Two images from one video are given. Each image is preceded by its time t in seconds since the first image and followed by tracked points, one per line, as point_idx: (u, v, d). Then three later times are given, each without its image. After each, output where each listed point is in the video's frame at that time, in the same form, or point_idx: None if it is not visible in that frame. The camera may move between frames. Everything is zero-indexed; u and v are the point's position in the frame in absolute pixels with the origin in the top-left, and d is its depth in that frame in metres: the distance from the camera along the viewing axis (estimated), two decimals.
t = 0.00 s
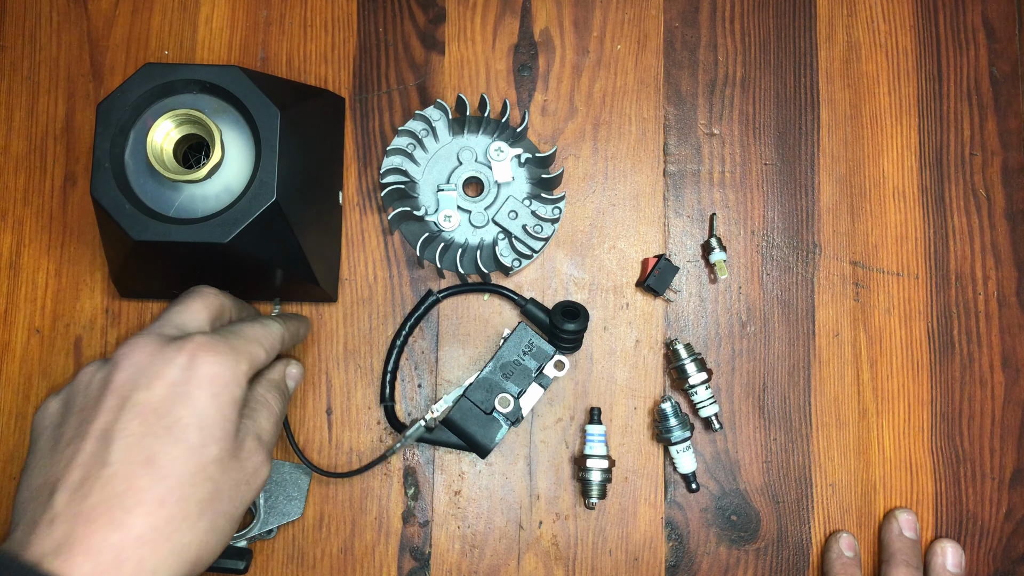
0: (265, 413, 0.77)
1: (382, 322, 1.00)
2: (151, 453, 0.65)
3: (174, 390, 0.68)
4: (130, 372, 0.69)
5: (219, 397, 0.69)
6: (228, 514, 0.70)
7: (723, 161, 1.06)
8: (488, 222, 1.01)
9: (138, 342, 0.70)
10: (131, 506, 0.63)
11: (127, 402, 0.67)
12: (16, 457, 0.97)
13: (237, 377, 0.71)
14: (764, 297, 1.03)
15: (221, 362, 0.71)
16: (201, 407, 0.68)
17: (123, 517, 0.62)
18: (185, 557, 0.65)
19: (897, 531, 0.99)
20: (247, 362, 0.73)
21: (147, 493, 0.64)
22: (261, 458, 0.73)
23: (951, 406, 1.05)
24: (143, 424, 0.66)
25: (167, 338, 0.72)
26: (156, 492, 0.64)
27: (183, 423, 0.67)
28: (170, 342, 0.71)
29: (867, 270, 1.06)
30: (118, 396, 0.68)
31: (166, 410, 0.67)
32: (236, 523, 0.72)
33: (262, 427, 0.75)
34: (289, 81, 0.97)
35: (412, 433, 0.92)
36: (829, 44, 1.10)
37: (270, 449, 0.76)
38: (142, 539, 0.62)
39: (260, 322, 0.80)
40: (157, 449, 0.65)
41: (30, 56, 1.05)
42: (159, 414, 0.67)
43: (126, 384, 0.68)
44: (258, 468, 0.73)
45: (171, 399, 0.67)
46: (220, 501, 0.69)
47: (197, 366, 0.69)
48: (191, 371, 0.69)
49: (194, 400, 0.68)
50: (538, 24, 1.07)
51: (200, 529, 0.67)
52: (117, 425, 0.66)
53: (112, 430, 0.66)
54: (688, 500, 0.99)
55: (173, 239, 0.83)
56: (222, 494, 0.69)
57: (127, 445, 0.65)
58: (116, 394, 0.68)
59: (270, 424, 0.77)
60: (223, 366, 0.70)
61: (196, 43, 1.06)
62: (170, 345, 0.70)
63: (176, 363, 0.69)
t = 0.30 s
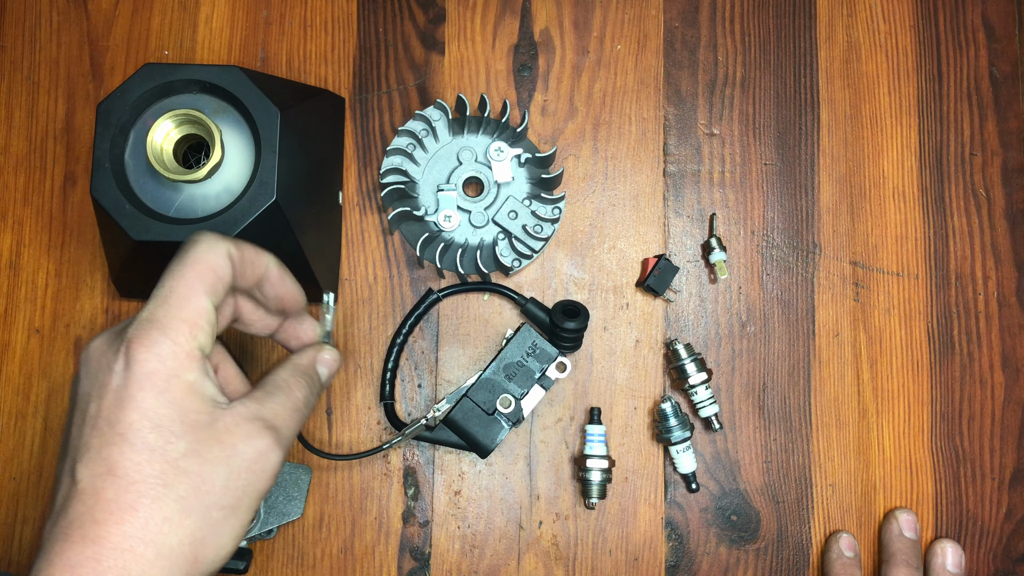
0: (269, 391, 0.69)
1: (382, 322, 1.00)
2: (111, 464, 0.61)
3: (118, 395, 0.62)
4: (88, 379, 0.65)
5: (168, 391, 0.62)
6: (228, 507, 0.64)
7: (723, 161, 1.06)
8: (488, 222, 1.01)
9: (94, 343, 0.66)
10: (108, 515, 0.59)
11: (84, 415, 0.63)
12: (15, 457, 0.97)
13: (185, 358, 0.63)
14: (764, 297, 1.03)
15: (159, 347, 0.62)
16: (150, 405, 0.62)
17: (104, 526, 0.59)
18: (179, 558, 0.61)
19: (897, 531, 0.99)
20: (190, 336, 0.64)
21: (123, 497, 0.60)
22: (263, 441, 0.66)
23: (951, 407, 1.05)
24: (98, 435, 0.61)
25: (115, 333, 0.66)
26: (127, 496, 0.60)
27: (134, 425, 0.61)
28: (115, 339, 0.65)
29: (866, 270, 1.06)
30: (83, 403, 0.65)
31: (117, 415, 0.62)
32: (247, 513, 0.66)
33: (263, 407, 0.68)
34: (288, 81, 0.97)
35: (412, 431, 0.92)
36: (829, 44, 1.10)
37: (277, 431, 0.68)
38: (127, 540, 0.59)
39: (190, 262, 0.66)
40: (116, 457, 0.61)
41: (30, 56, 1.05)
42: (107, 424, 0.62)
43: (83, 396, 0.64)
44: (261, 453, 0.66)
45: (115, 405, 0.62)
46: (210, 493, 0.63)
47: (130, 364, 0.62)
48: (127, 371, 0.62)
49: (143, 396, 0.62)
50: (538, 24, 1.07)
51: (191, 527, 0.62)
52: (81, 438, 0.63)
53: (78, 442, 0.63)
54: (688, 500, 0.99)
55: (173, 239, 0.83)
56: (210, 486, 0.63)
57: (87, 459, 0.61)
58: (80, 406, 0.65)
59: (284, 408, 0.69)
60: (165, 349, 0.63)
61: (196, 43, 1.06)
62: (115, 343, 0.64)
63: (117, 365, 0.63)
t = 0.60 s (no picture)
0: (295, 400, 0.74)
1: (382, 322, 1.00)
2: (140, 453, 0.65)
3: (158, 387, 0.67)
4: (127, 365, 0.69)
5: (204, 390, 0.67)
6: (245, 507, 0.68)
7: (723, 161, 1.06)
8: (488, 222, 1.01)
9: (135, 335, 0.71)
10: (133, 503, 0.64)
11: (119, 401, 0.68)
12: (16, 457, 0.97)
13: (225, 362, 0.68)
14: (764, 297, 1.03)
15: (204, 349, 0.67)
16: (184, 402, 0.66)
17: (128, 515, 0.63)
18: (194, 551, 0.65)
19: (897, 531, 0.99)
20: (234, 341, 0.69)
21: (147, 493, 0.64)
22: (286, 445, 0.70)
23: (951, 406, 1.05)
24: (131, 423, 0.66)
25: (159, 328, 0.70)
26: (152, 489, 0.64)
27: (168, 419, 0.66)
28: (158, 334, 0.70)
29: (867, 270, 1.06)
30: (116, 390, 0.69)
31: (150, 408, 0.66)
32: (262, 513, 0.70)
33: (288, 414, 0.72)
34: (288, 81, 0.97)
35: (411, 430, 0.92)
36: (829, 44, 1.10)
37: (301, 439, 0.72)
38: (148, 531, 0.63)
39: (264, 287, 0.72)
40: (143, 448, 0.65)
41: (30, 56, 1.05)
42: (142, 414, 0.66)
43: (119, 380, 0.69)
44: (282, 457, 0.70)
45: (152, 396, 0.66)
46: (231, 492, 0.67)
47: (175, 361, 0.66)
48: (170, 366, 0.67)
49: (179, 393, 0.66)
50: (538, 25, 1.07)
51: (209, 522, 0.66)
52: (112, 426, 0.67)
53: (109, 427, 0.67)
54: (688, 500, 0.99)
55: (173, 239, 0.83)
56: (231, 484, 0.67)
57: (118, 445, 0.66)
58: (112, 394, 0.69)
59: (307, 415, 0.74)
60: (209, 352, 0.67)
61: (196, 43, 1.06)
62: (157, 339, 0.69)
63: (158, 360, 0.67)
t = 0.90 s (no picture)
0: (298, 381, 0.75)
1: (382, 322, 1.00)
2: (149, 432, 0.65)
3: (165, 368, 0.67)
4: (134, 350, 0.69)
5: (212, 369, 0.67)
6: (255, 483, 0.68)
7: (723, 161, 1.06)
8: (488, 222, 1.01)
9: (140, 322, 0.71)
10: (145, 480, 0.64)
11: (127, 383, 0.68)
12: (15, 456, 0.97)
13: (231, 343, 0.69)
14: (764, 297, 1.03)
15: (210, 329, 0.68)
16: (194, 379, 0.66)
17: (140, 492, 0.64)
18: (206, 527, 0.65)
19: (897, 531, 0.99)
20: (238, 319, 0.69)
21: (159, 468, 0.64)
22: (292, 420, 0.71)
23: (952, 406, 1.05)
24: (141, 403, 0.66)
25: (165, 312, 0.71)
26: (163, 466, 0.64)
27: (178, 397, 0.66)
28: (164, 317, 0.70)
29: (867, 270, 1.06)
30: (125, 374, 0.69)
31: (159, 386, 0.66)
32: (271, 490, 0.70)
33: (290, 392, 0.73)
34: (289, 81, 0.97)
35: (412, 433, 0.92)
36: (829, 44, 1.10)
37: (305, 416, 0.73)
38: (160, 507, 0.63)
39: (267, 269, 0.73)
40: (154, 426, 0.65)
41: (30, 56, 1.05)
42: (150, 393, 0.66)
43: (126, 363, 0.69)
44: (288, 434, 0.70)
45: (160, 375, 0.66)
46: (240, 467, 0.67)
47: (181, 341, 0.67)
48: (178, 347, 0.67)
49: (188, 370, 0.67)
50: (538, 24, 1.07)
51: (220, 498, 0.66)
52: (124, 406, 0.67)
53: (119, 407, 0.67)
54: (688, 500, 0.99)
55: (173, 239, 0.83)
56: (240, 460, 0.67)
57: (129, 424, 0.66)
58: (120, 378, 0.69)
59: (311, 395, 0.75)
60: (215, 330, 0.68)
61: (196, 43, 1.06)
62: (164, 323, 0.69)
63: (165, 342, 0.68)
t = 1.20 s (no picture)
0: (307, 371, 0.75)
1: (382, 322, 1.00)
2: (169, 416, 0.65)
3: (185, 354, 0.66)
4: (152, 336, 0.69)
5: (231, 356, 0.67)
6: (270, 469, 0.69)
7: (723, 161, 1.06)
8: (488, 222, 1.01)
9: (156, 307, 0.70)
10: (164, 463, 0.64)
11: (146, 367, 0.67)
12: (16, 456, 0.97)
13: (251, 332, 0.69)
14: (764, 297, 1.03)
15: (232, 318, 0.68)
16: (213, 366, 0.66)
17: (159, 475, 0.63)
18: (224, 510, 0.65)
19: (897, 531, 0.99)
20: (258, 309, 0.70)
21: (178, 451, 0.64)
22: (305, 409, 0.71)
23: (951, 406, 1.05)
24: (160, 387, 0.66)
25: (184, 300, 0.71)
26: (183, 450, 0.64)
27: (197, 382, 0.66)
28: (184, 304, 0.70)
29: (867, 270, 1.06)
30: (142, 359, 0.68)
31: (179, 372, 0.66)
32: (285, 477, 0.71)
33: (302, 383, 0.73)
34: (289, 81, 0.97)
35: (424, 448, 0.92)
36: (829, 44, 1.10)
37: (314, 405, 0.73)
38: (180, 489, 0.63)
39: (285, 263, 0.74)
40: (174, 411, 0.65)
41: (30, 56, 1.05)
42: (171, 379, 0.66)
43: (145, 348, 0.68)
44: (302, 423, 0.71)
45: (180, 361, 0.66)
46: (256, 453, 0.67)
47: (202, 329, 0.67)
48: (199, 334, 0.67)
49: (208, 358, 0.66)
50: (538, 24, 1.07)
51: (237, 482, 0.66)
52: (141, 390, 0.66)
53: (136, 392, 0.66)
54: (688, 500, 0.99)
55: (174, 239, 0.83)
56: (256, 446, 0.67)
57: (148, 408, 0.65)
58: (137, 362, 0.68)
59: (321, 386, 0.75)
60: (237, 319, 0.68)
61: (196, 43, 1.06)
62: (184, 309, 0.69)
63: (186, 328, 0.67)
